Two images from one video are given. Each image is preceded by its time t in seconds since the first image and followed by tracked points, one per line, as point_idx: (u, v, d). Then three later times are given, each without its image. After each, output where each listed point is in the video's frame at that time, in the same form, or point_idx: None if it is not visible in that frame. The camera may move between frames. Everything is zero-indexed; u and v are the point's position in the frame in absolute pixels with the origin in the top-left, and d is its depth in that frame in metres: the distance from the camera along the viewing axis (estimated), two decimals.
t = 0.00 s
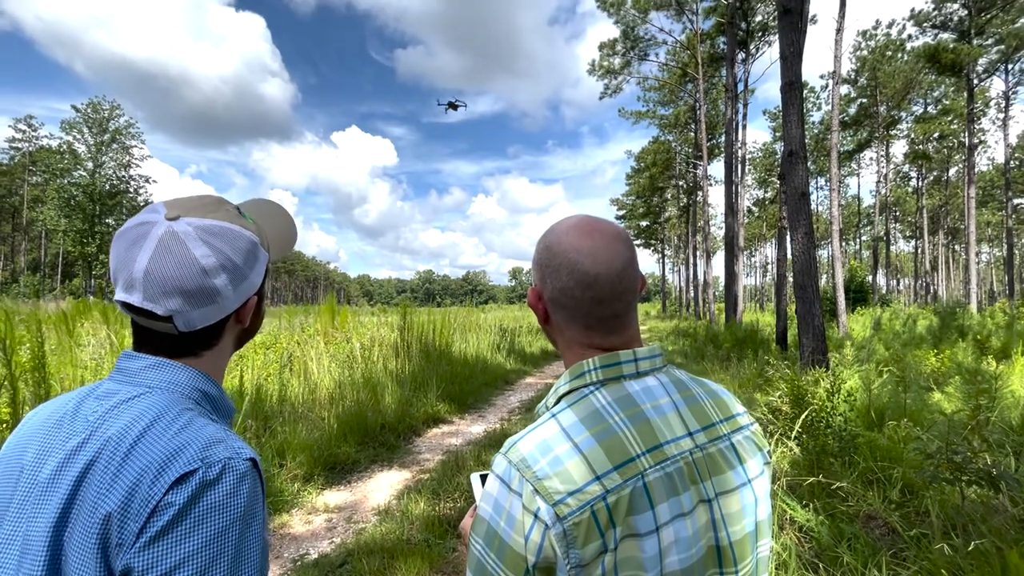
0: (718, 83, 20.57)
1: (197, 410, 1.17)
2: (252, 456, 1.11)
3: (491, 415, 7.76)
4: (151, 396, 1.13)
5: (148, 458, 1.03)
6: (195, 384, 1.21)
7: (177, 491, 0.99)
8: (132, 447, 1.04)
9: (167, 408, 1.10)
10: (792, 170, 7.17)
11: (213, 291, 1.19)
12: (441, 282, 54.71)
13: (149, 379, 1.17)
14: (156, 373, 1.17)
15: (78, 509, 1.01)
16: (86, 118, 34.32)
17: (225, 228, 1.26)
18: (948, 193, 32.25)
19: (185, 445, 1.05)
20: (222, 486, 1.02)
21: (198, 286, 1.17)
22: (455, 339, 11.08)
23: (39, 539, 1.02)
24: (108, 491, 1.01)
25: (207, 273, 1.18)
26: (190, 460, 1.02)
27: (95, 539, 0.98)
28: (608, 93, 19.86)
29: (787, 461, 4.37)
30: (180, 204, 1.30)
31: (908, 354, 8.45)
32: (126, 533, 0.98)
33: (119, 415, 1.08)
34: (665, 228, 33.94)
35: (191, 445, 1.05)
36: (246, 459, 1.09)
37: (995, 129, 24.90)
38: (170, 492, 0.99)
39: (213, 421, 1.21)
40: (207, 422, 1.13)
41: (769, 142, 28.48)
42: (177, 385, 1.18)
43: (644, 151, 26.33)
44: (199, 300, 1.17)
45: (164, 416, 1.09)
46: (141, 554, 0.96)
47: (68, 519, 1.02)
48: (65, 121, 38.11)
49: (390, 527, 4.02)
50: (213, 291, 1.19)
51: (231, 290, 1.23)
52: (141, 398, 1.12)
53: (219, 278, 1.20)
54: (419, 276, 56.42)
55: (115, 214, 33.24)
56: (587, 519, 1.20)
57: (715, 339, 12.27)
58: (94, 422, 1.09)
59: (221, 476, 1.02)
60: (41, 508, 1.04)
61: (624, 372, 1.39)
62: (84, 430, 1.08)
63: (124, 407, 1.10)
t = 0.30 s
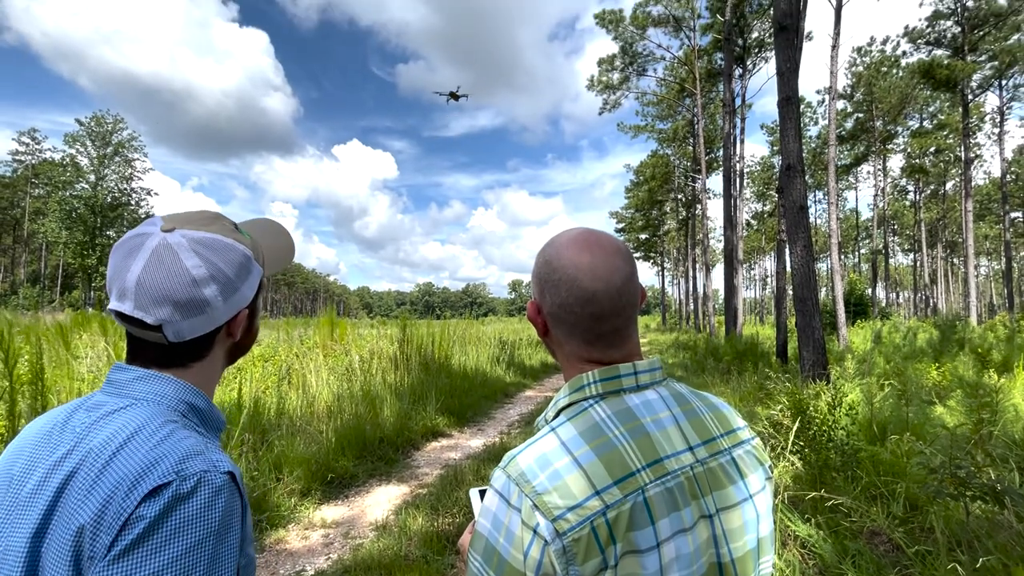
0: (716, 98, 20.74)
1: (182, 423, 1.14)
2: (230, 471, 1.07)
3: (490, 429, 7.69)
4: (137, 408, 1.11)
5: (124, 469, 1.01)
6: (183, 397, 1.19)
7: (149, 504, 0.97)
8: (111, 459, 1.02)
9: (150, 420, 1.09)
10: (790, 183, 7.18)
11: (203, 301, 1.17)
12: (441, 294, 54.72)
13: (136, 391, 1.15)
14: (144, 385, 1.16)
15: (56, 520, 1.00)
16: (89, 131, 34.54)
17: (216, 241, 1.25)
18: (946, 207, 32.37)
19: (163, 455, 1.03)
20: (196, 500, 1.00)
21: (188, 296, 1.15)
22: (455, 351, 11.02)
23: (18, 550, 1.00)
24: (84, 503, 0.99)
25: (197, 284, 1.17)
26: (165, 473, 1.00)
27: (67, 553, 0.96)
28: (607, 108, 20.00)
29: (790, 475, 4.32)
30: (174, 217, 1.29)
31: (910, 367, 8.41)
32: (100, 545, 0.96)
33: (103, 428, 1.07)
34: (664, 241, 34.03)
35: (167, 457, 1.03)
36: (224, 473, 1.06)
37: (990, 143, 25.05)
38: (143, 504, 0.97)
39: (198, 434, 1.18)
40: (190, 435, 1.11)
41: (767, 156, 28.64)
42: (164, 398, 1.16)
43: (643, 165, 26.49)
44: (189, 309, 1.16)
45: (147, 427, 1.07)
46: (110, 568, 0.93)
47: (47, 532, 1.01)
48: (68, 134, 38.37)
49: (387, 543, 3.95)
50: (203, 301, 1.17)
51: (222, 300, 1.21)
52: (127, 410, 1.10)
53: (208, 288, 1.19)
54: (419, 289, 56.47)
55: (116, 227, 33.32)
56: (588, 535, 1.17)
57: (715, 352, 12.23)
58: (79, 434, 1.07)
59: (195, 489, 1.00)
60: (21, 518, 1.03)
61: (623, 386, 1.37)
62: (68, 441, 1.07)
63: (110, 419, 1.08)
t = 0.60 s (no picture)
0: (714, 113, 20.88)
1: (178, 433, 1.12)
2: (221, 481, 1.05)
3: (490, 443, 7.62)
4: (132, 419, 1.09)
5: (115, 478, 0.99)
6: (180, 408, 1.17)
7: (135, 513, 0.95)
8: (103, 469, 1.01)
9: (145, 429, 1.07)
10: (788, 197, 7.20)
11: (202, 318, 1.16)
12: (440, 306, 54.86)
13: (134, 403, 1.14)
14: (142, 396, 1.14)
15: (46, 526, 0.99)
16: (92, 144, 34.77)
17: (216, 258, 1.24)
18: (944, 220, 32.47)
19: (154, 464, 1.01)
20: (183, 510, 0.97)
21: (187, 313, 1.14)
22: (454, 364, 10.97)
23: (6, 558, 0.99)
24: (74, 511, 0.98)
25: (196, 301, 1.16)
26: (153, 482, 0.98)
27: (54, 562, 0.95)
28: (606, 122, 20.13)
29: (792, 490, 4.28)
30: (175, 234, 1.29)
31: (911, 380, 8.36)
32: (87, 555, 0.94)
33: (99, 437, 1.05)
34: (664, 254, 34.06)
35: (156, 467, 1.00)
36: (214, 483, 1.04)
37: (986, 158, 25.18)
38: (129, 514, 0.95)
39: (193, 445, 1.16)
40: (183, 445, 1.09)
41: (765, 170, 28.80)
42: (161, 409, 1.14)
43: (642, 178, 26.62)
44: (188, 325, 1.15)
45: (140, 437, 1.05)
46: None
47: (38, 540, 0.99)
48: (71, 147, 38.59)
49: (385, 559, 3.90)
50: (201, 318, 1.16)
51: (220, 317, 1.19)
52: (122, 421, 1.09)
53: (207, 305, 1.17)
54: (419, 301, 56.66)
55: (117, 239, 33.38)
56: (586, 551, 1.15)
57: (716, 365, 12.18)
58: (74, 445, 1.06)
59: (184, 499, 0.97)
60: (11, 527, 1.01)
61: (622, 400, 1.35)
62: (64, 451, 1.05)
63: (105, 428, 1.07)
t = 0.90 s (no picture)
0: (711, 126, 21.02)
1: (179, 449, 1.11)
2: (227, 498, 1.04)
3: (489, 457, 7.56)
4: (132, 434, 1.07)
5: (121, 495, 0.97)
6: (180, 423, 1.15)
7: (144, 531, 0.93)
8: (107, 486, 0.99)
9: (148, 445, 1.05)
10: (786, 210, 7.22)
11: (204, 338, 1.15)
12: (439, 318, 54.78)
13: (134, 418, 1.12)
14: (142, 413, 1.13)
15: (50, 543, 0.96)
16: (94, 156, 34.99)
17: (222, 277, 1.23)
18: (941, 233, 32.58)
19: (161, 481, 0.99)
20: (191, 526, 0.96)
21: (189, 332, 1.13)
22: (453, 377, 10.92)
23: None
24: (80, 529, 0.96)
25: (200, 321, 1.15)
26: (161, 501, 0.96)
27: None
28: (604, 136, 20.26)
29: (794, 505, 4.23)
30: (180, 252, 1.27)
31: (911, 393, 8.31)
32: (92, 574, 0.92)
33: (99, 455, 1.03)
34: (663, 266, 34.08)
35: (163, 484, 0.99)
36: (220, 500, 1.03)
37: (982, 172, 25.32)
38: (138, 532, 0.93)
39: (194, 460, 1.14)
40: (186, 462, 1.07)
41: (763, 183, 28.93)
42: (161, 424, 1.12)
43: (640, 191, 26.75)
44: (191, 344, 1.14)
45: (144, 454, 1.03)
46: None
47: (40, 559, 0.97)
48: (73, 159, 38.78)
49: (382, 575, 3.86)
50: (204, 337, 1.15)
51: (223, 336, 1.18)
52: (122, 436, 1.07)
53: (211, 325, 1.16)
54: (418, 313, 56.65)
55: (117, 250, 33.40)
56: (587, 568, 1.13)
57: (715, 378, 12.12)
58: (75, 461, 1.04)
59: (191, 516, 0.96)
60: (10, 545, 0.98)
61: (622, 415, 1.34)
62: (64, 467, 1.03)
63: (106, 445, 1.05)
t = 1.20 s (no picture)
0: (708, 139, 21.16)
1: (181, 462, 1.10)
2: (234, 511, 1.03)
3: (487, 469, 7.52)
4: (135, 449, 1.07)
5: (128, 512, 0.97)
6: (181, 436, 1.14)
7: (154, 547, 0.93)
8: (112, 504, 0.98)
9: (151, 460, 1.05)
10: (784, 222, 7.24)
11: (204, 350, 1.15)
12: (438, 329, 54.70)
13: (134, 432, 1.11)
14: (142, 427, 1.12)
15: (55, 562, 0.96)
16: (94, 166, 35.15)
17: (221, 287, 1.22)
18: (938, 245, 32.69)
19: (168, 497, 0.99)
20: (201, 541, 0.95)
21: (189, 344, 1.13)
22: (452, 388, 10.87)
23: None
24: (87, 547, 0.95)
25: (200, 332, 1.14)
26: (169, 516, 0.96)
27: None
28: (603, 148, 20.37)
29: (794, 519, 4.21)
30: (178, 262, 1.27)
31: (910, 405, 8.28)
32: None
33: (101, 470, 1.02)
34: (662, 277, 34.13)
35: (171, 499, 0.99)
36: (228, 513, 1.02)
37: (977, 184, 25.47)
38: (148, 547, 0.93)
39: (197, 474, 1.14)
40: (192, 476, 1.07)
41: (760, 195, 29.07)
42: (161, 437, 1.11)
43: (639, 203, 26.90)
44: (191, 356, 1.13)
45: (148, 468, 1.03)
46: None
47: None
48: (74, 170, 38.90)
49: None
50: (204, 350, 1.15)
51: (223, 347, 1.18)
52: (124, 450, 1.06)
53: (211, 337, 1.16)
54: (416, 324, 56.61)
55: (116, 260, 33.42)
56: None
57: (714, 389, 12.07)
58: (75, 477, 1.03)
59: (201, 530, 0.96)
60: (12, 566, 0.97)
61: (623, 427, 1.33)
62: (64, 483, 1.02)
63: (107, 460, 1.04)
